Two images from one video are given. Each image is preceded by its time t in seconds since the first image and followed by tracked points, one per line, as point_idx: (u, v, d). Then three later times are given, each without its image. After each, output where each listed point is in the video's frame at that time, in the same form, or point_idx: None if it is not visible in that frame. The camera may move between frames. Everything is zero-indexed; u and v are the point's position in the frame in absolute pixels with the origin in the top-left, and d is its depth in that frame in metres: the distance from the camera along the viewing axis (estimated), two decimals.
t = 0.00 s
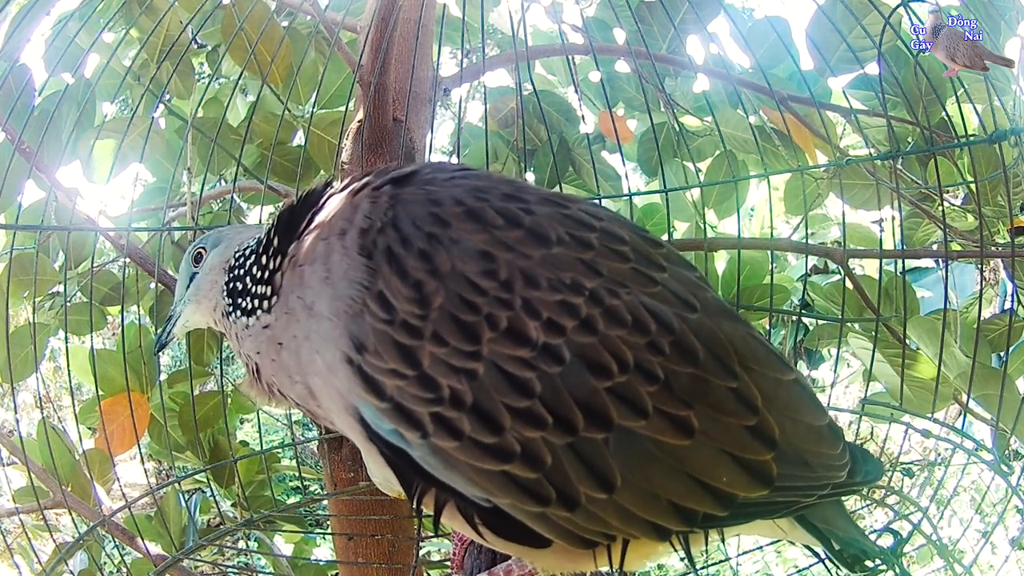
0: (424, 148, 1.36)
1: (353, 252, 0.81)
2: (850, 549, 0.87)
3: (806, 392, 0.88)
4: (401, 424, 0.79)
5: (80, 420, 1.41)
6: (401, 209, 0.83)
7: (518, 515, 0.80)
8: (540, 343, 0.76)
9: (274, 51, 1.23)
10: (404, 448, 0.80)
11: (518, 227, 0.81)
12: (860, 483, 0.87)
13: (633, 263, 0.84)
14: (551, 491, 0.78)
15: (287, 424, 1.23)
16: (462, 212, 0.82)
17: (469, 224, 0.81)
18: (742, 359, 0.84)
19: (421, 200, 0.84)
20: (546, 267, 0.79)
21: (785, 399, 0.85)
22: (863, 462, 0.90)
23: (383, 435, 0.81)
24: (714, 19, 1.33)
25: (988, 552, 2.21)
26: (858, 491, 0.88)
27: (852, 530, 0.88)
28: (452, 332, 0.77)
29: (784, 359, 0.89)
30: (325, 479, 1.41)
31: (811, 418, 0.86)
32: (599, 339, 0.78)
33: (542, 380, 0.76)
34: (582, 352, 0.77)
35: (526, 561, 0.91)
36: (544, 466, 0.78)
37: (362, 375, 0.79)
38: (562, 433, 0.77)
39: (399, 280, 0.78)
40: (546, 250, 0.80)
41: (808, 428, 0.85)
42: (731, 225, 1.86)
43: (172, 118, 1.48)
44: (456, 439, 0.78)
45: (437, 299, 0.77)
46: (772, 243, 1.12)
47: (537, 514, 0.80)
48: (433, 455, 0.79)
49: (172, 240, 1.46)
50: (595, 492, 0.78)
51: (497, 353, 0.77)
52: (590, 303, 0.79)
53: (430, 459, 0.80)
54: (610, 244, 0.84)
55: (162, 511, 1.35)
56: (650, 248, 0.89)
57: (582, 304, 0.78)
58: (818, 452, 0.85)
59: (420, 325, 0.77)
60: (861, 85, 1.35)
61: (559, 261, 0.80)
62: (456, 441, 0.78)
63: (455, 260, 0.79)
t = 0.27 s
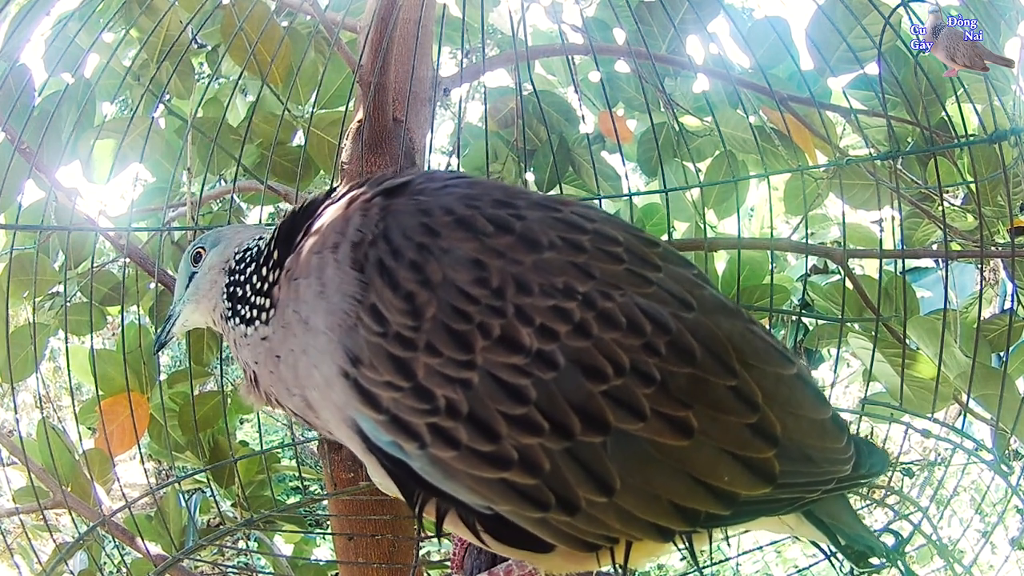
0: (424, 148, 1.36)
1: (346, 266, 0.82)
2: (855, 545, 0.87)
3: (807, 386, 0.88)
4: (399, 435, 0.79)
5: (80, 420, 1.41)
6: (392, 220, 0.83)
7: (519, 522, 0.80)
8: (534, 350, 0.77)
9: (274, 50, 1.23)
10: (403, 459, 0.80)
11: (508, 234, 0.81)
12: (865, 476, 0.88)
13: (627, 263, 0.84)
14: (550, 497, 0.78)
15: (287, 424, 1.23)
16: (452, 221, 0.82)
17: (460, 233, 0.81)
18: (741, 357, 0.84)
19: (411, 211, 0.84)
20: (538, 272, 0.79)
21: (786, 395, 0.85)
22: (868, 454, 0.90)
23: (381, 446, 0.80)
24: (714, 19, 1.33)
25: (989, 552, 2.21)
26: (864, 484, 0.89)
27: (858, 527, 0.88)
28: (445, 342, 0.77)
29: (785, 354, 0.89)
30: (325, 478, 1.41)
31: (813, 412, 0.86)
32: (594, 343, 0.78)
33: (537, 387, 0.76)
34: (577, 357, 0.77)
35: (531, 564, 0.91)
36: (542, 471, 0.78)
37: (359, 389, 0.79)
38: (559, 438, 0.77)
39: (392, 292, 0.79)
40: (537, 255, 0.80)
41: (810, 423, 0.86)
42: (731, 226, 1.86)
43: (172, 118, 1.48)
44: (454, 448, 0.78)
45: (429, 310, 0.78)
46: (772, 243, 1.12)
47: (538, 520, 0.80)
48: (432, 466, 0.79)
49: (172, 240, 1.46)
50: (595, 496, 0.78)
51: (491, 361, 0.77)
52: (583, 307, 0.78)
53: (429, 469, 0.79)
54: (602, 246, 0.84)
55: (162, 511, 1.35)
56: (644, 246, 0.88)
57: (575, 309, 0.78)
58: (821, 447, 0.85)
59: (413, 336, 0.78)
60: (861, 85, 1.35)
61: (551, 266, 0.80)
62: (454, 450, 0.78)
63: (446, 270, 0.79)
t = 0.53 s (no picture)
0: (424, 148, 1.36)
1: (344, 278, 0.81)
2: (856, 543, 0.86)
3: (808, 385, 0.87)
4: (402, 443, 0.80)
5: (80, 420, 1.41)
6: (389, 228, 0.83)
7: (523, 527, 0.81)
8: (534, 355, 0.77)
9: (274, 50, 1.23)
10: (407, 467, 0.81)
11: (505, 239, 0.81)
12: (867, 473, 0.87)
13: (626, 266, 0.83)
14: (554, 502, 0.79)
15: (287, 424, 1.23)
16: (449, 229, 0.82)
17: (457, 240, 0.81)
18: (741, 357, 0.84)
19: (407, 218, 0.84)
20: (537, 277, 0.79)
21: (787, 394, 0.85)
22: (870, 451, 0.90)
23: (384, 454, 0.81)
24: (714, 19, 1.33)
25: (988, 552, 2.22)
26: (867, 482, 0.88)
27: (859, 525, 0.88)
28: (446, 350, 0.77)
29: (786, 353, 0.89)
30: (325, 478, 1.41)
31: (815, 411, 0.86)
32: (594, 347, 0.78)
33: (538, 393, 0.76)
34: (577, 362, 0.77)
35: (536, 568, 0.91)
36: (545, 477, 0.78)
37: (361, 398, 0.80)
38: (560, 444, 0.77)
39: (391, 301, 0.79)
40: (536, 260, 0.80)
41: (812, 422, 0.85)
42: (731, 225, 1.86)
43: (172, 119, 1.48)
44: (457, 455, 0.78)
45: (428, 318, 0.78)
46: (772, 243, 1.12)
47: (542, 525, 0.81)
48: (435, 472, 0.80)
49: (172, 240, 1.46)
50: (597, 500, 0.79)
51: (492, 368, 0.77)
52: (583, 312, 0.78)
53: (432, 476, 0.80)
54: (601, 249, 0.84)
55: (162, 511, 1.35)
56: (643, 249, 0.88)
57: (575, 313, 0.78)
58: (822, 446, 0.85)
59: (414, 345, 0.78)
60: (861, 85, 1.35)
61: (550, 270, 0.80)
62: (457, 457, 0.78)
63: (445, 277, 0.79)
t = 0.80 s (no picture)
0: (424, 147, 1.36)
1: (344, 278, 0.81)
2: (855, 545, 0.87)
3: (808, 387, 0.87)
4: (402, 444, 0.80)
5: (80, 420, 1.41)
6: (389, 229, 0.83)
7: (522, 528, 0.81)
8: (534, 356, 0.77)
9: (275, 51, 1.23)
10: (407, 467, 0.81)
11: (505, 240, 0.81)
12: (868, 476, 0.87)
13: (626, 267, 0.84)
14: (553, 503, 0.79)
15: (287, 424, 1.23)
16: (449, 228, 0.82)
17: (458, 239, 0.81)
18: (742, 359, 0.84)
19: (407, 219, 0.84)
20: (536, 278, 0.79)
21: (787, 396, 0.85)
22: (870, 454, 0.90)
23: (384, 454, 0.81)
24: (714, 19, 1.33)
25: (988, 552, 2.22)
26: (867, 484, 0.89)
27: (858, 527, 0.88)
28: (446, 350, 0.77)
29: (786, 354, 0.89)
30: (325, 478, 1.41)
31: (815, 413, 0.86)
32: (594, 348, 0.78)
33: (538, 393, 0.76)
34: (577, 363, 0.77)
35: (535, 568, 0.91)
36: (544, 478, 0.78)
37: (361, 398, 0.79)
38: (560, 445, 0.77)
39: (391, 300, 0.79)
40: (536, 261, 0.80)
41: (812, 424, 0.85)
42: (731, 225, 1.86)
43: (171, 119, 1.48)
44: (456, 456, 0.78)
45: (428, 318, 0.78)
46: (772, 243, 1.12)
47: (540, 525, 0.81)
48: (435, 473, 0.80)
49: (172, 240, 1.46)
50: (597, 501, 0.79)
51: (491, 368, 0.77)
52: (583, 312, 0.78)
53: (432, 476, 0.80)
54: (601, 250, 0.84)
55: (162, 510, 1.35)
56: (643, 250, 0.88)
57: (575, 314, 0.78)
58: (822, 449, 0.85)
59: (414, 345, 0.78)
60: (861, 84, 1.35)
61: (551, 271, 0.80)
62: (456, 457, 0.78)
63: (445, 277, 0.79)
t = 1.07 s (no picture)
0: (424, 147, 1.36)
1: (330, 284, 0.81)
2: (856, 543, 0.86)
3: (796, 386, 0.87)
4: (378, 445, 0.80)
5: (80, 419, 1.41)
6: (367, 231, 0.82)
7: (498, 527, 0.81)
8: (506, 360, 0.77)
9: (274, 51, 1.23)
10: (384, 466, 0.82)
11: (482, 242, 0.81)
12: (861, 474, 0.88)
13: (605, 268, 0.83)
14: (526, 505, 0.79)
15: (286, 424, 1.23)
16: (427, 231, 0.81)
17: (435, 242, 0.81)
18: (724, 359, 0.84)
19: (386, 222, 0.82)
20: (511, 280, 0.79)
21: (772, 395, 0.85)
22: (863, 454, 0.90)
23: (364, 454, 0.82)
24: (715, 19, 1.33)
25: (989, 552, 2.22)
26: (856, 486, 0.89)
27: (858, 525, 0.88)
28: (419, 354, 0.77)
29: (775, 352, 0.88)
30: (325, 477, 1.41)
31: (802, 413, 0.85)
32: (568, 351, 0.77)
33: (511, 397, 0.77)
34: (550, 366, 0.77)
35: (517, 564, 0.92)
36: (518, 480, 0.78)
37: (339, 401, 0.80)
38: (533, 447, 0.77)
39: (367, 305, 0.79)
40: (512, 263, 0.80)
41: (799, 424, 0.85)
42: (731, 225, 1.86)
43: (171, 118, 1.48)
44: (429, 457, 0.79)
45: (403, 322, 0.78)
46: (771, 243, 1.13)
47: (516, 525, 0.81)
48: (410, 473, 0.80)
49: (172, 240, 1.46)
50: (572, 503, 0.79)
51: (463, 371, 0.77)
52: (557, 315, 0.78)
53: (408, 476, 0.81)
54: (580, 249, 0.83)
55: (162, 510, 1.35)
56: (625, 250, 0.88)
57: (549, 316, 0.78)
58: (808, 449, 0.84)
59: (388, 349, 0.78)
60: (861, 85, 1.35)
61: (526, 273, 0.79)
62: (429, 459, 0.79)
63: (420, 281, 0.78)
